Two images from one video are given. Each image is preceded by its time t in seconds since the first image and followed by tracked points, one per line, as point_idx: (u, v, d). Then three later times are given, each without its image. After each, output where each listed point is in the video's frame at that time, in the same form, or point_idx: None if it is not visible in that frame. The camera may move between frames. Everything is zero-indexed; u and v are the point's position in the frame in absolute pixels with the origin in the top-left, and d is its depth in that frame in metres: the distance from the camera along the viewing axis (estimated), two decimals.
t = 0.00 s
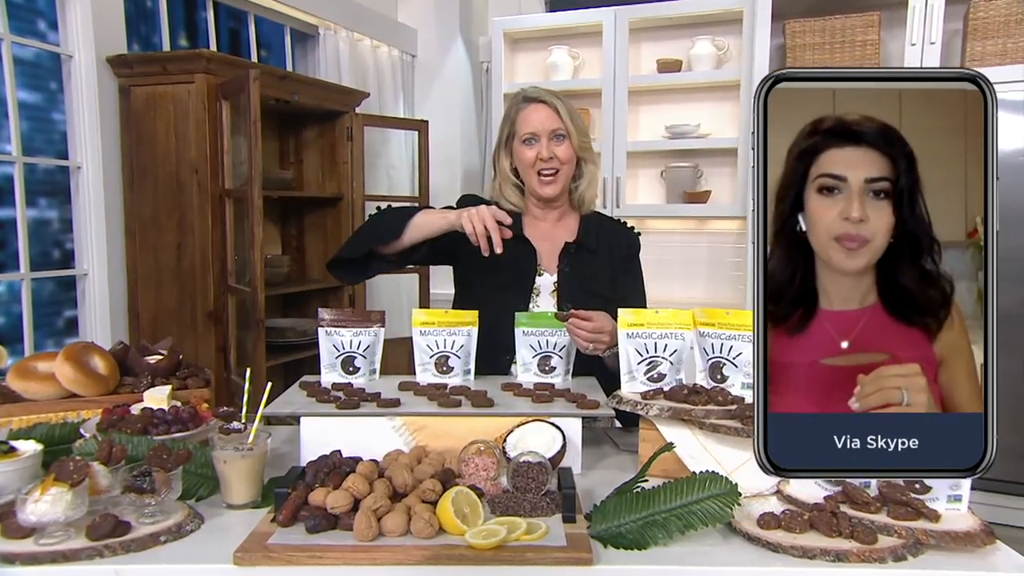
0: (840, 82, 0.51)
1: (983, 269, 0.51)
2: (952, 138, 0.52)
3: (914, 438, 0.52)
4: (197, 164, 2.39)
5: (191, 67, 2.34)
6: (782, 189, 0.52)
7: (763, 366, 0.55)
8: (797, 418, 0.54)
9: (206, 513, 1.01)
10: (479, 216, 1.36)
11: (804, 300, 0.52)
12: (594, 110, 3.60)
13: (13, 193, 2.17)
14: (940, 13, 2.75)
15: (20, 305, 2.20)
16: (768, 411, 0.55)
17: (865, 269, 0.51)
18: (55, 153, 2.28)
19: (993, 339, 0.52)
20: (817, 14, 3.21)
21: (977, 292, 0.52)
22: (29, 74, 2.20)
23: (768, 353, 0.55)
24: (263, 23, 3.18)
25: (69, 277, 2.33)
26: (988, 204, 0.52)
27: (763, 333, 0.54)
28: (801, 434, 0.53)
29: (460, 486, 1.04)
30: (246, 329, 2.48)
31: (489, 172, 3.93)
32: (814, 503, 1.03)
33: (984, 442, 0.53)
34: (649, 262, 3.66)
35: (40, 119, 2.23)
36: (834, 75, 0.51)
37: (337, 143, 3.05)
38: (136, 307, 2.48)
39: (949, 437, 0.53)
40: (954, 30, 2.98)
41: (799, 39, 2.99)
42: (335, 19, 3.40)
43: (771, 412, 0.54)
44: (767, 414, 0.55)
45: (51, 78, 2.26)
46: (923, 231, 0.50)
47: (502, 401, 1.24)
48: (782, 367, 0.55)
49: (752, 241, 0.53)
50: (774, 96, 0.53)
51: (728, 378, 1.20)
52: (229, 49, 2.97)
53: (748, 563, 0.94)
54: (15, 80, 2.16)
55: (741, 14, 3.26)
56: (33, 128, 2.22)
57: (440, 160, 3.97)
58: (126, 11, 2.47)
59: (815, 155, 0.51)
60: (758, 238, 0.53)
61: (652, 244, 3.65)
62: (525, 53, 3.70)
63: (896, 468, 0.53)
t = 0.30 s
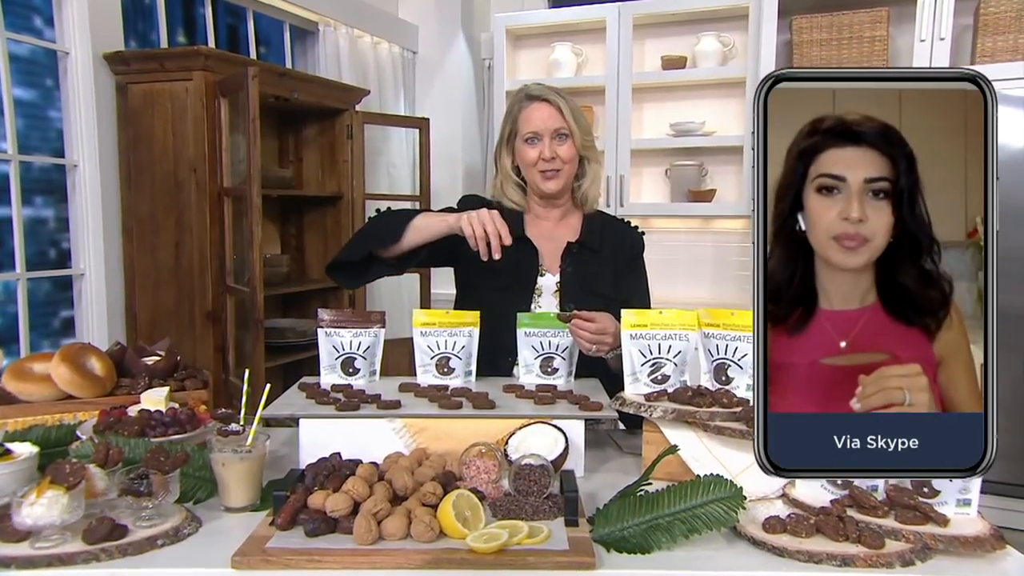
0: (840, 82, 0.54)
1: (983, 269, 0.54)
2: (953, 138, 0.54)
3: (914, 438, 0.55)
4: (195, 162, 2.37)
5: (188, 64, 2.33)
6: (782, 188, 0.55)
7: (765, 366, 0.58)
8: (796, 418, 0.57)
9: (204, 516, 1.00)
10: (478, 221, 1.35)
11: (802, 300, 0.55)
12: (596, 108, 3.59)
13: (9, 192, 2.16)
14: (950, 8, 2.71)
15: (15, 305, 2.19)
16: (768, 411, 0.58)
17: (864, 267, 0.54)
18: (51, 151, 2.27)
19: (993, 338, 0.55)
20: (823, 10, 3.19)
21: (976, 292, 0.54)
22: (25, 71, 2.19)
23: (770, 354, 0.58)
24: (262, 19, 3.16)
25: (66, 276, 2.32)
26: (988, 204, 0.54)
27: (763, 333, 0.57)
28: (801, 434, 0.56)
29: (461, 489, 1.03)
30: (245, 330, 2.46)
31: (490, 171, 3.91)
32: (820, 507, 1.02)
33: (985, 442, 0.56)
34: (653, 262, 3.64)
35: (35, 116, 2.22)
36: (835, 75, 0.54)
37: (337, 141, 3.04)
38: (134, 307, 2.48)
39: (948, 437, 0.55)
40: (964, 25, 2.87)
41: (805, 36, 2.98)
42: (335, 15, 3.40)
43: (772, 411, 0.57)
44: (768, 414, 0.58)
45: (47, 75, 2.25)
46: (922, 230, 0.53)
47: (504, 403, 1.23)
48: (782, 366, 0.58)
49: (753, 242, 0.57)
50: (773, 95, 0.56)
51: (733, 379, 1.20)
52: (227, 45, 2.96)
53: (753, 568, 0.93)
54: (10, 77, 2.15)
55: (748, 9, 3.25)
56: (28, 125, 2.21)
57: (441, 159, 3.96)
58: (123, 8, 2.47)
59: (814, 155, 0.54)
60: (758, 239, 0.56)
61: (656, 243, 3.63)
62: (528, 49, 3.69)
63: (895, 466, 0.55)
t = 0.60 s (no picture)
0: (841, 83, 0.55)
1: (983, 269, 0.55)
2: (952, 137, 0.56)
3: (914, 438, 0.56)
4: (190, 161, 2.37)
5: (182, 61, 2.32)
6: (783, 186, 0.56)
7: (765, 365, 0.59)
8: (796, 417, 0.57)
9: (196, 521, 0.99)
10: (476, 223, 1.34)
11: (804, 298, 0.57)
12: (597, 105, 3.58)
13: None
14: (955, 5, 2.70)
15: (6, 305, 2.17)
16: (768, 411, 0.58)
17: (864, 265, 0.56)
18: (43, 150, 2.26)
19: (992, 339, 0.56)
20: (826, 7, 3.17)
21: (976, 292, 0.56)
22: (17, 68, 2.17)
23: (770, 352, 0.58)
24: (258, 16, 3.14)
25: (59, 277, 2.31)
26: (988, 204, 0.55)
27: (764, 330, 0.58)
28: (800, 435, 0.57)
29: (458, 493, 1.02)
30: (240, 331, 2.45)
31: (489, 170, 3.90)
32: (821, 511, 1.01)
33: (985, 442, 0.57)
34: (654, 261, 3.63)
35: (27, 114, 2.21)
36: (835, 75, 0.55)
37: (333, 140, 3.02)
38: (127, 308, 2.46)
39: (947, 438, 0.56)
40: (969, 21, 2.87)
41: (809, 32, 2.97)
42: (331, 11, 3.37)
43: (772, 411, 0.58)
44: (768, 414, 0.58)
45: (39, 72, 2.23)
46: (920, 229, 0.55)
47: (502, 406, 1.22)
48: (782, 364, 0.59)
49: (752, 243, 0.58)
50: (774, 95, 0.57)
51: (734, 382, 1.19)
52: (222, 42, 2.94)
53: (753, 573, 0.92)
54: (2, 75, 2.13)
55: (750, 6, 3.24)
56: (20, 123, 2.19)
57: (440, 157, 3.95)
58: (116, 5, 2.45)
59: (815, 155, 0.55)
60: (760, 238, 0.57)
61: (657, 243, 3.62)
62: (527, 47, 3.68)
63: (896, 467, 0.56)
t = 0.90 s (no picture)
0: (840, 82, 0.47)
1: (983, 269, 0.46)
2: (951, 138, 0.47)
3: (914, 438, 0.47)
4: (180, 160, 2.35)
5: (174, 58, 2.31)
6: (788, 187, 0.47)
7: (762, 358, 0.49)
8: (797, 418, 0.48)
9: (186, 526, 0.98)
10: (472, 227, 1.33)
11: (808, 294, 0.47)
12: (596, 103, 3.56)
13: None
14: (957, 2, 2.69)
15: None
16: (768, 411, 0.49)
17: (867, 264, 0.47)
18: (32, 148, 2.24)
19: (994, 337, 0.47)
20: (827, 4, 3.16)
21: (976, 291, 0.46)
22: (6, 65, 2.14)
23: (767, 346, 0.48)
24: (251, 12, 3.13)
25: (47, 277, 2.28)
26: (988, 206, 0.47)
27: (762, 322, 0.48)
28: (799, 435, 0.48)
29: (450, 498, 1.01)
30: (233, 332, 2.46)
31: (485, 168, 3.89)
32: (817, 516, 1.00)
33: (985, 442, 0.48)
34: (654, 260, 3.62)
35: (16, 112, 2.18)
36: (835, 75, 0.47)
37: (328, 137, 3.01)
38: (118, 310, 2.44)
39: (948, 438, 0.47)
40: (973, 18, 2.82)
41: (809, 30, 2.95)
42: (325, 8, 3.35)
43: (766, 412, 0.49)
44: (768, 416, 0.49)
45: (28, 69, 2.21)
46: (922, 229, 0.46)
47: (496, 409, 1.21)
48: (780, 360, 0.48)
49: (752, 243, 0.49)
50: (774, 96, 0.48)
51: (730, 385, 1.18)
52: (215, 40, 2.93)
53: None
54: None
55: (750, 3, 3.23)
56: (9, 121, 2.17)
57: (436, 156, 3.90)
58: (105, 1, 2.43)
59: (819, 156, 0.46)
60: (759, 237, 0.48)
61: (655, 242, 3.61)
62: (524, 44, 3.67)
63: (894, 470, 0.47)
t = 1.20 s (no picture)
0: (839, 83, 0.52)
1: (982, 269, 0.51)
2: (951, 137, 0.53)
3: (914, 438, 0.54)
4: (171, 159, 2.34)
5: (164, 56, 2.30)
6: (789, 189, 0.53)
7: (770, 353, 0.55)
8: (801, 418, 0.55)
9: (172, 532, 0.98)
10: (465, 231, 1.31)
11: (810, 293, 0.53)
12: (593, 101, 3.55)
13: None
14: None
15: None
16: (768, 412, 0.55)
17: (868, 264, 0.52)
18: (20, 147, 2.23)
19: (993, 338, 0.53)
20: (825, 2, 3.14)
21: (976, 291, 0.52)
22: None
23: (776, 343, 0.55)
24: (243, 10, 3.11)
25: (35, 278, 2.28)
26: (988, 205, 0.53)
27: (769, 320, 0.55)
28: (801, 435, 0.54)
29: (439, 502, 1.00)
30: (223, 333, 2.44)
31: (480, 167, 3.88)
32: (809, 520, 0.99)
33: (985, 442, 0.54)
34: (651, 260, 3.61)
35: (3, 110, 2.17)
36: (834, 75, 0.52)
37: (321, 136, 3.00)
38: (107, 311, 2.43)
39: (947, 438, 0.54)
40: (973, 17, 2.81)
41: (807, 28, 2.93)
42: (319, 5, 3.33)
43: (773, 411, 0.55)
44: (768, 414, 0.55)
45: (15, 67, 2.20)
46: (922, 229, 0.51)
47: (487, 412, 1.20)
48: (785, 356, 0.55)
49: (754, 242, 0.54)
50: (774, 96, 0.53)
51: (723, 389, 1.17)
52: (205, 37, 2.91)
53: None
54: None
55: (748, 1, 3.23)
56: None
57: (429, 155, 3.92)
58: None
59: (821, 158, 0.52)
60: (760, 238, 0.54)
61: (653, 242, 3.60)
62: (520, 41, 3.66)
63: (897, 469, 0.54)
